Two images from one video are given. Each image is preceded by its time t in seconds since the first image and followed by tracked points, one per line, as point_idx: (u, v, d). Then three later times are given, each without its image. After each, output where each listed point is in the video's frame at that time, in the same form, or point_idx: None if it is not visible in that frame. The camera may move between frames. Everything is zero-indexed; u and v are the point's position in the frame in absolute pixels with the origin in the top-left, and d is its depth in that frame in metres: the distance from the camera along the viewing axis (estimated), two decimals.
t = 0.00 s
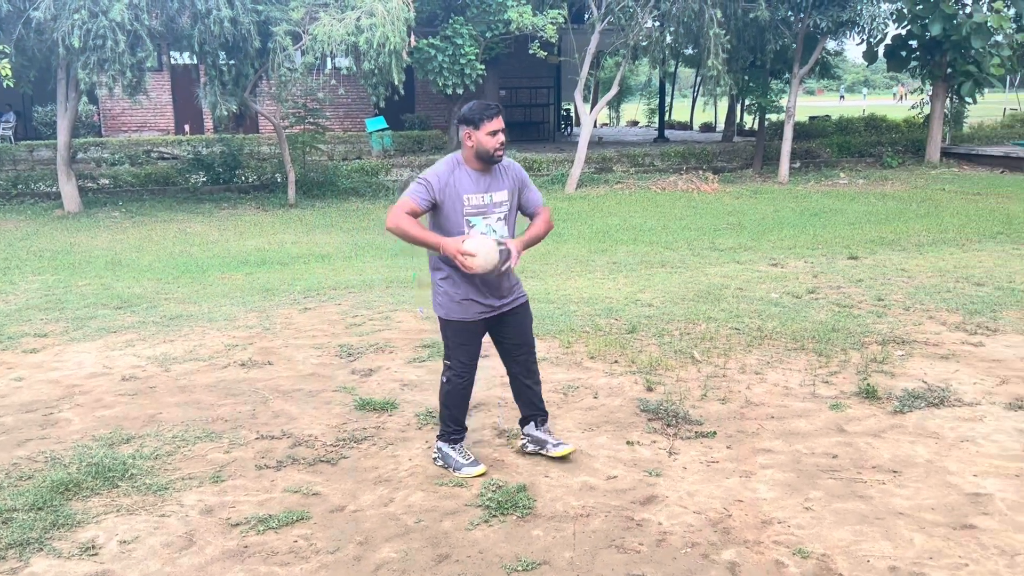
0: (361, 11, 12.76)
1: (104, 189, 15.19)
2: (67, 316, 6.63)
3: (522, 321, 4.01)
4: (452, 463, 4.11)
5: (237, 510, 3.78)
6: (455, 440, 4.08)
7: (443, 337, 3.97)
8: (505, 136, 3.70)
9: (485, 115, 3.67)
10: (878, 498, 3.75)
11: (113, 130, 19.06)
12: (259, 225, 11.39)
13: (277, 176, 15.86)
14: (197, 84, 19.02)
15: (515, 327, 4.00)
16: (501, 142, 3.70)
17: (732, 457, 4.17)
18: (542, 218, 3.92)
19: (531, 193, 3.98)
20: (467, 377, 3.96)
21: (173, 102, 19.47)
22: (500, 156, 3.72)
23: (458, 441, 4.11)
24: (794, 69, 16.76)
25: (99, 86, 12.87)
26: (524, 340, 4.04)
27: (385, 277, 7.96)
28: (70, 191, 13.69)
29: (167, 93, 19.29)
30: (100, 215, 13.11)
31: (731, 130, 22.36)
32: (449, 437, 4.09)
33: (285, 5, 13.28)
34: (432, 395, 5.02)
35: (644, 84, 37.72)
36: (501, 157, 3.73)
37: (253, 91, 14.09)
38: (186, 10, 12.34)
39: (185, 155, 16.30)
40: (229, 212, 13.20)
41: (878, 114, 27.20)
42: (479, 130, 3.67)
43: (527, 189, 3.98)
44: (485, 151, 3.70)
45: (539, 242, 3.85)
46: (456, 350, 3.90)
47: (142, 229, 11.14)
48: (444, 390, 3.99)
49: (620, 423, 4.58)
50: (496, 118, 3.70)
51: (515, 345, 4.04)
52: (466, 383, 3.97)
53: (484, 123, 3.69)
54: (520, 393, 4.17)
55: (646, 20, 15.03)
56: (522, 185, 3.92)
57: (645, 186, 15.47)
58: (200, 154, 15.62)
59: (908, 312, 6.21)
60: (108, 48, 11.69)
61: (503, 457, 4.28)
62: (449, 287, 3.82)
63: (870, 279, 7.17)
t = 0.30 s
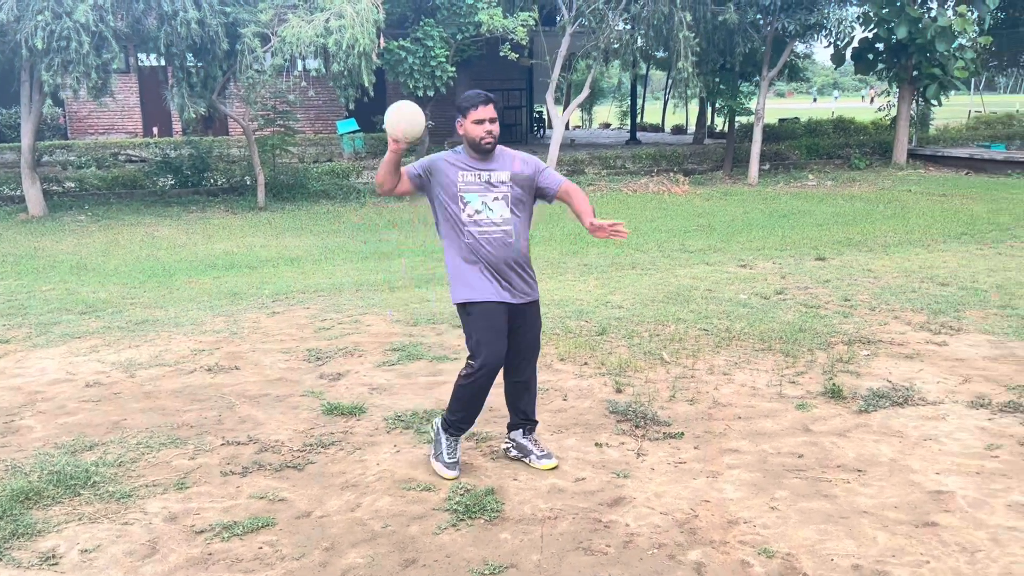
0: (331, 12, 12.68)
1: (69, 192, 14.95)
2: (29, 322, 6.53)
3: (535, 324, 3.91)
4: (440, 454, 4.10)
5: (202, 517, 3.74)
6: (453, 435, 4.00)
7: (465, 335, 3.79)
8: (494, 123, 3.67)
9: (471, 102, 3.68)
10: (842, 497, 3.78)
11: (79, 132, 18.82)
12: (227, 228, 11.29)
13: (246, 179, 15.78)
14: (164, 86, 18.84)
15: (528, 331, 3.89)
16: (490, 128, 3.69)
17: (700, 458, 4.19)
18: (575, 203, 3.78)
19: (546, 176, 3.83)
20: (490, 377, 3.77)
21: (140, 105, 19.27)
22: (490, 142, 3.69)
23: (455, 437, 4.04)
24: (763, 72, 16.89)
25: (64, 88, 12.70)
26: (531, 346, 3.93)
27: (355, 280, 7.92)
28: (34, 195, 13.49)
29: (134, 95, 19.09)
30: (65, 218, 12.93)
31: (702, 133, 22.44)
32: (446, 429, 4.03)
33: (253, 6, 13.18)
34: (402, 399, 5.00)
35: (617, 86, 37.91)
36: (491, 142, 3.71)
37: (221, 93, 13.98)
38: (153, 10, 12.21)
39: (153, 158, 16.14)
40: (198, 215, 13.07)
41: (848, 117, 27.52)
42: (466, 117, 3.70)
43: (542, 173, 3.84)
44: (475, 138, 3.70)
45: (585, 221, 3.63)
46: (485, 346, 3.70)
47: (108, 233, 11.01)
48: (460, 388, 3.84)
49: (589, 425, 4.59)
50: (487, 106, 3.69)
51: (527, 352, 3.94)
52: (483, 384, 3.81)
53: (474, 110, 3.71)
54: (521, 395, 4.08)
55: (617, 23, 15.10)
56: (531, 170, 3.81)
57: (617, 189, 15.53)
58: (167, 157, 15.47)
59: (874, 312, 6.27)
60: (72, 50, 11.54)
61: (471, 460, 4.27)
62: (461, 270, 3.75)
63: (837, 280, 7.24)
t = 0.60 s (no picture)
0: (310, 13, 12.66)
1: (45, 196, 14.76)
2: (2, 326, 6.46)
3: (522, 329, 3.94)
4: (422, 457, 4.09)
5: (175, 523, 3.72)
6: (438, 437, 4.00)
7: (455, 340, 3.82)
8: (480, 124, 3.67)
9: (457, 105, 3.67)
10: (817, 497, 3.80)
11: (56, 134, 18.67)
12: (205, 231, 11.23)
13: (225, 181, 15.74)
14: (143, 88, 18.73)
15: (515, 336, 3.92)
16: (477, 130, 3.69)
17: (676, 459, 4.20)
18: (538, 216, 3.90)
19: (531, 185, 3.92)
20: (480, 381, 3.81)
21: (118, 106, 19.13)
22: (475, 145, 3.70)
23: (438, 438, 4.03)
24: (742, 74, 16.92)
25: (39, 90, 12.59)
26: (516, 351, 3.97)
27: (333, 282, 7.90)
28: (9, 198, 13.36)
29: (112, 97, 18.96)
30: (41, 222, 12.82)
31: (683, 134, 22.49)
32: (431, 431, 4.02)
33: (230, 7, 13.12)
34: (379, 402, 4.99)
35: (599, 88, 38.01)
36: (479, 145, 3.72)
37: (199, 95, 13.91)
38: (129, 11, 12.12)
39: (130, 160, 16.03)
40: (176, 218, 12.99)
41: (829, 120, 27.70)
42: (452, 121, 3.69)
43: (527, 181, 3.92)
44: (460, 141, 3.72)
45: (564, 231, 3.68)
46: (476, 352, 3.74)
47: (85, 236, 10.93)
48: (449, 391, 3.86)
49: (566, 427, 4.59)
50: (473, 109, 3.68)
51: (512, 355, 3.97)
52: (473, 388, 3.83)
53: (459, 115, 3.68)
54: (502, 398, 4.09)
55: (597, 25, 14.97)
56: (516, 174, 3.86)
57: (597, 191, 15.55)
58: (145, 159, 15.38)
59: (850, 313, 6.31)
60: (47, 52, 11.46)
61: (448, 463, 4.27)
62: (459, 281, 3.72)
63: (814, 280, 7.30)
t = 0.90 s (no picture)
0: (303, 15, 12.67)
1: (38, 197, 14.62)
2: None
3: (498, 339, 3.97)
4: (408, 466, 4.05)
5: (167, 525, 3.70)
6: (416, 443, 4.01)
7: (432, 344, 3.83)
8: (461, 129, 3.72)
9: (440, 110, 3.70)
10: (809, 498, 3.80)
11: (49, 136, 18.62)
12: (197, 233, 11.22)
13: (219, 183, 15.71)
14: (137, 89, 18.70)
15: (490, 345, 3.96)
16: (458, 136, 3.73)
17: (668, 461, 4.20)
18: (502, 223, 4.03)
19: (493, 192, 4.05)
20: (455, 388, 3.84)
21: (111, 107, 19.10)
22: (455, 151, 3.73)
23: (416, 444, 4.04)
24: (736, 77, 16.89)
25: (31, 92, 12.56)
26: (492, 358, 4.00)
27: (326, 284, 7.89)
28: (2, 200, 13.32)
29: (106, 99, 18.93)
30: (34, 223, 12.78)
31: (678, 136, 22.49)
32: (408, 440, 4.01)
33: (223, 9, 13.11)
34: (372, 405, 4.98)
35: (594, 91, 38.07)
36: (459, 151, 3.76)
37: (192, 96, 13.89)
38: (121, 13, 12.10)
39: (124, 162, 16.00)
40: (170, 219, 12.97)
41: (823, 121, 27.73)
42: (434, 125, 3.70)
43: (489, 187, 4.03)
44: (442, 146, 3.72)
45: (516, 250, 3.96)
46: (451, 357, 3.76)
47: (78, 237, 10.89)
48: (425, 397, 3.88)
49: (559, 429, 4.59)
50: (452, 114, 3.73)
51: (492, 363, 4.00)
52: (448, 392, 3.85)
53: (440, 120, 3.71)
54: (481, 402, 4.13)
55: (591, 28, 15.01)
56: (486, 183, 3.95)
57: (592, 193, 15.55)
58: (138, 161, 15.35)
59: (843, 315, 6.32)
60: (39, 53, 11.43)
61: (441, 465, 4.26)
62: (440, 288, 3.73)
63: (807, 283, 7.31)
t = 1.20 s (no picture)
0: (316, 17, 12.72)
1: (52, 197, 14.75)
2: (8, 327, 6.48)
3: (467, 339, 4.06)
4: (409, 473, 4.05)
5: (181, 523, 3.71)
6: (411, 449, 4.05)
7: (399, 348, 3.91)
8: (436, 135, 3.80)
9: (416, 116, 3.75)
10: (823, 501, 3.80)
11: (62, 136, 18.72)
12: (209, 233, 11.25)
13: (230, 183, 15.69)
14: (148, 90, 18.77)
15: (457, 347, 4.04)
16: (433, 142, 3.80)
17: (681, 463, 4.19)
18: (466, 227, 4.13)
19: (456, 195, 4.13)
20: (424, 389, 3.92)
21: (124, 108, 19.17)
22: (430, 156, 3.79)
23: (411, 451, 4.07)
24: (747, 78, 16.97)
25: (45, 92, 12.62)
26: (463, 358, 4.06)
27: (339, 284, 7.90)
28: (16, 200, 13.38)
29: (117, 99, 19.02)
30: (47, 223, 12.84)
31: (687, 138, 22.50)
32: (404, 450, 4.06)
33: (236, 11, 13.19)
34: (384, 405, 4.98)
35: (603, 93, 38.07)
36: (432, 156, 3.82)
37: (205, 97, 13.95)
38: (135, 14, 12.15)
39: (135, 162, 16.06)
40: (181, 219, 13.01)
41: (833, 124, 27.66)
42: (411, 131, 3.75)
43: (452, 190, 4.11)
44: (418, 151, 3.77)
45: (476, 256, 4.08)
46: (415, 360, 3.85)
47: (91, 237, 10.94)
48: (398, 404, 3.94)
49: (571, 430, 4.59)
50: (425, 119, 3.78)
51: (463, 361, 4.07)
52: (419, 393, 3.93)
53: (415, 127, 3.76)
54: (463, 401, 4.19)
55: (602, 29, 15.04)
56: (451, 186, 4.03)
57: (602, 195, 15.51)
58: (150, 161, 15.41)
59: (856, 318, 6.31)
60: (54, 53, 11.47)
61: (453, 466, 4.25)
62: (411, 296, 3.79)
63: (820, 285, 7.29)
